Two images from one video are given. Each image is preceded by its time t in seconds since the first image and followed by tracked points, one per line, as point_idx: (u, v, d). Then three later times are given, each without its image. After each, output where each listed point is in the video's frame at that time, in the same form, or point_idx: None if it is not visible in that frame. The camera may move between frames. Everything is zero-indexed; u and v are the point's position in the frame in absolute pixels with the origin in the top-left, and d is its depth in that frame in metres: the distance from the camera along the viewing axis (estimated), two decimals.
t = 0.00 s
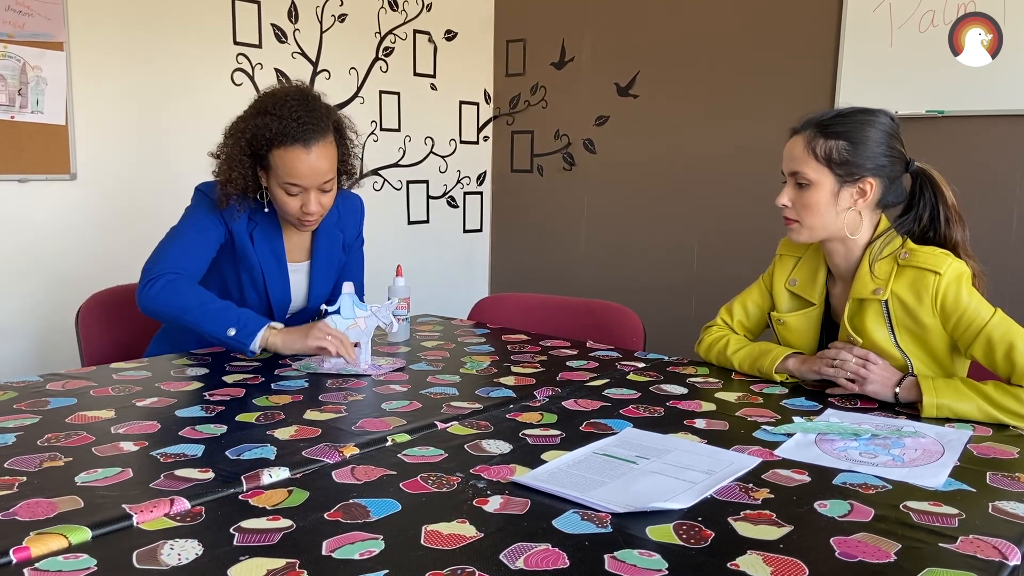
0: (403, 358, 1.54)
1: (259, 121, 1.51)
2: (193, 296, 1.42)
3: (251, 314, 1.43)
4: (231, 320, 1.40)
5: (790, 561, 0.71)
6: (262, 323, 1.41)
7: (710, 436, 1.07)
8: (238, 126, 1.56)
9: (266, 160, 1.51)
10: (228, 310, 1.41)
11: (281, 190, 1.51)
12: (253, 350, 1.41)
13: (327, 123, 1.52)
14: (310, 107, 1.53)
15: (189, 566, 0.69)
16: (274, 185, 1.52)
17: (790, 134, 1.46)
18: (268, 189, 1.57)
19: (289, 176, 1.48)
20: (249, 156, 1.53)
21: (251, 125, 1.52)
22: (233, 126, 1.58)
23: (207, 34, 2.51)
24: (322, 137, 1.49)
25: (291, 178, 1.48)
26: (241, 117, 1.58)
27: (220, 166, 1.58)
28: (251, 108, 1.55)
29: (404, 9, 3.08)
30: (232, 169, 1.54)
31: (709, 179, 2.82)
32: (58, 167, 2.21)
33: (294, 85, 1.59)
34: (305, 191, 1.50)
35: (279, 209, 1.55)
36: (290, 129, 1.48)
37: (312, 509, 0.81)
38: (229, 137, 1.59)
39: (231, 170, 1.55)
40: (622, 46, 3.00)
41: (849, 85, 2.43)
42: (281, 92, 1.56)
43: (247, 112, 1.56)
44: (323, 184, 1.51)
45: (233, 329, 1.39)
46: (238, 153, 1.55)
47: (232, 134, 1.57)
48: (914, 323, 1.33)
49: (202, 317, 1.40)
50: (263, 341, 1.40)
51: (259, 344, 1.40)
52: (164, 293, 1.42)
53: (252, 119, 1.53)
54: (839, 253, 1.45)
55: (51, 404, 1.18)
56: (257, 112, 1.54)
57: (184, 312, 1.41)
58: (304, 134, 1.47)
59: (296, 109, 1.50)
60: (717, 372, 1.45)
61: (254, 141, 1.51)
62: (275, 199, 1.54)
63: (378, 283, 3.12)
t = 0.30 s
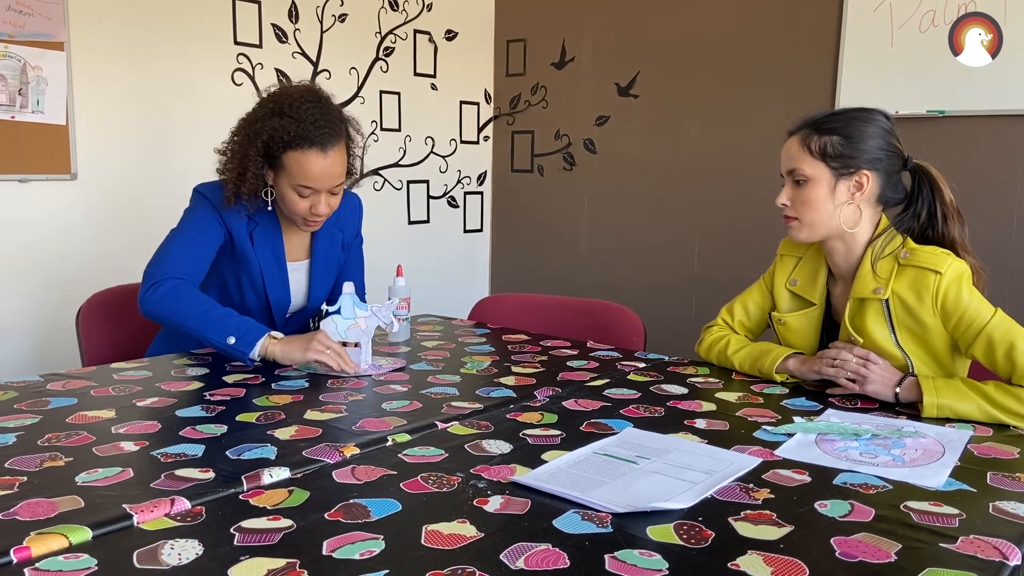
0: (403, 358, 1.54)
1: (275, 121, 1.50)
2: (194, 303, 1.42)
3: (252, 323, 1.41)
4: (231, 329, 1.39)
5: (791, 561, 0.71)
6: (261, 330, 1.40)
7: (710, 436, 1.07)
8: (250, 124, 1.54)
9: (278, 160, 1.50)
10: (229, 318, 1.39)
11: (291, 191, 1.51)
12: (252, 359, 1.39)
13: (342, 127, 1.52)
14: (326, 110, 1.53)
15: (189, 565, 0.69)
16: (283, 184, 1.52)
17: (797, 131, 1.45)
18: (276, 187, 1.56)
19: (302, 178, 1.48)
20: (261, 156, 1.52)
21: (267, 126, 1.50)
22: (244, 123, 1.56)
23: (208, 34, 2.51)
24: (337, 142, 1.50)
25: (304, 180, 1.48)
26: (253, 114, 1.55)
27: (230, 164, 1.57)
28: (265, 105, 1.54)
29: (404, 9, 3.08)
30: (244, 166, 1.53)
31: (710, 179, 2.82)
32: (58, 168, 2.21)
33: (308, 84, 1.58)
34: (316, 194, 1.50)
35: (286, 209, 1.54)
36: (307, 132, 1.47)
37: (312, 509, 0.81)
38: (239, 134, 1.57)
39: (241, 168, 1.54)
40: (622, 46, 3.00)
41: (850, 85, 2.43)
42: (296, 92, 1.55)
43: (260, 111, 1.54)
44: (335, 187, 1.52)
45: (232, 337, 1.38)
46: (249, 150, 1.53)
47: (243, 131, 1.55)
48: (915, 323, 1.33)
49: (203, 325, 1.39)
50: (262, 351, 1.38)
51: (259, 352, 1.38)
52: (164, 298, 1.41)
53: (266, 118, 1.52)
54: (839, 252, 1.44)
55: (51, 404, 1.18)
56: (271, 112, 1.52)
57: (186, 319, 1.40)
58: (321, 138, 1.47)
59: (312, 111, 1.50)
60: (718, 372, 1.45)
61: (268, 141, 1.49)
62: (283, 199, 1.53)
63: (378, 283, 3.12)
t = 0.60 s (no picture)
0: (404, 358, 1.54)
1: (296, 110, 1.53)
2: (197, 299, 1.41)
3: (255, 320, 1.40)
4: (234, 327, 1.38)
5: (792, 562, 0.71)
6: (264, 328, 1.39)
7: (711, 436, 1.07)
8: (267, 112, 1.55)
9: (299, 149, 1.53)
10: (232, 317, 1.39)
11: (311, 179, 1.54)
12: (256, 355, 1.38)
13: (360, 119, 1.59)
14: (342, 100, 1.58)
15: (189, 566, 0.69)
16: (302, 173, 1.54)
17: (797, 130, 1.45)
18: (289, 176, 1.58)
19: (326, 167, 1.52)
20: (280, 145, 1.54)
21: (289, 115, 1.53)
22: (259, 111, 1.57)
23: (209, 34, 2.51)
24: (357, 132, 1.56)
25: (326, 169, 1.53)
26: (268, 103, 1.57)
27: (247, 154, 1.57)
28: (281, 94, 1.56)
29: (405, 10, 3.08)
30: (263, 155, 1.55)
31: (711, 180, 2.82)
32: (60, 167, 2.22)
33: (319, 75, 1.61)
34: (335, 181, 1.55)
35: (301, 197, 1.57)
36: (333, 121, 1.52)
37: (312, 509, 0.81)
38: (253, 123, 1.58)
39: (258, 157, 1.55)
40: (623, 46, 3.00)
41: (851, 84, 2.43)
42: (311, 82, 1.58)
43: (277, 99, 1.56)
44: (351, 175, 1.57)
45: (236, 337, 1.37)
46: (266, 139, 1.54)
47: (258, 120, 1.57)
48: (916, 323, 1.33)
49: (203, 322, 1.39)
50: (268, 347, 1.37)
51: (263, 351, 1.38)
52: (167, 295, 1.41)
53: (287, 107, 1.54)
54: (839, 251, 1.44)
55: (52, 404, 1.18)
56: (289, 102, 1.55)
57: (190, 321, 1.40)
58: (344, 128, 1.53)
59: (333, 101, 1.54)
60: (718, 372, 1.44)
61: (291, 130, 1.51)
62: (299, 187, 1.56)
63: (379, 283, 3.12)
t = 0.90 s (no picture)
0: (405, 358, 1.54)
1: (317, 98, 1.60)
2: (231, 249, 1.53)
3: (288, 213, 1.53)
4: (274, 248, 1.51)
5: (793, 562, 0.71)
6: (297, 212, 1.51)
7: (712, 436, 1.07)
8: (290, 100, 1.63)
9: (317, 135, 1.59)
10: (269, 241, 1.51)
11: (328, 164, 1.59)
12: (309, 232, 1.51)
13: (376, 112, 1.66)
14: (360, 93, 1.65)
15: (191, 565, 0.69)
16: (319, 158, 1.60)
17: (798, 128, 1.45)
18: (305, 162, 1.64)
19: (343, 151, 1.57)
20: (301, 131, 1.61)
21: (311, 101, 1.60)
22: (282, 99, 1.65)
23: (210, 34, 2.51)
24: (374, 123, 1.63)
25: (343, 154, 1.58)
26: (291, 93, 1.65)
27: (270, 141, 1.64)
28: (303, 85, 1.64)
29: (406, 10, 3.08)
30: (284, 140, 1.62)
31: (712, 180, 2.82)
32: (61, 167, 2.22)
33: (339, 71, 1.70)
34: (352, 168, 1.60)
35: (317, 183, 1.62)
36: (352, 109, 1.59)
37: (314, 509, 0.81)
38: (276, 111, 1.65)
39: (281, 142, 1.63)
40: (624, 46, 3.01)
41: (852, 84, 2.43)
42: (331, 76, 1.66)
43: (300, 88, 1.63)
44: (366, 164, 1.62)
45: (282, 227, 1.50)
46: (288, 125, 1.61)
47: (280, 107, 1.64)
48: (918, 323, 1.33)
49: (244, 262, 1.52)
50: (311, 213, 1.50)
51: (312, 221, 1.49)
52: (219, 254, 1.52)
53: (308, 95, 1.62)
54: (840, 250, 1.44)
55: (53, 404, 1.18)
56: (312, 91, 1.63)
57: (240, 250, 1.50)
58: (363, 117, 1.60)
59: (353, 93, 1.62)
60: (719, 372, 1.44)
61: (311, 115, 1.58)
62: (316, 173, 1.61)
63: (380, 283, 3.12)
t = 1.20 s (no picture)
0: (406, 358, 1.54)
1: (335, 92, 1.60)
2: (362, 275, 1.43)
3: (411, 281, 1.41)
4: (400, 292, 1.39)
5: (795, 562, 0.71)
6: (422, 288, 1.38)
7: (713, 436, 1.07)
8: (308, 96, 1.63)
9: (335, 129, 1.59)
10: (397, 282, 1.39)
11: (346, 157, 1.60)
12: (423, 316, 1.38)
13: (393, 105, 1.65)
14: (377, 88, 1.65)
15: (192, 564, 0.69)
16: (337, 152, 1.60)
17: (802, 127, 1.45)
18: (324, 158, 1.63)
19: (360, 143, 1.57)
20: (319, 125, 1.61)
21: (327, 97, 1.60)
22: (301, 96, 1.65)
23: (212, 34, 2.52)
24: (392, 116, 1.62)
25: (361, 146, 1.58)
26: (309, 90, 1.65)
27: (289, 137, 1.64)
28: (320, 81, 1.64)
29: (408, 9, 3.08)
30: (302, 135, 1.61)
31: (713, 180, 2.81)
32: (63, 167, 2.22)
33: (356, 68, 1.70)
34: (370, 160, 1.61)
35: (337, 177, 1.63)
36: (368, 102, 1.59)
37: (315, 508, 0.81)
38: (295, 108, 1.66)
39: (297, 137, 1.62)
40: (625, 46, 3.00)
41: (854, 84, 2.43)
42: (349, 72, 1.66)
43: (317, 85, 1.64)
44: (385, 156, 1.63)
45: (400, 303, 1.38)
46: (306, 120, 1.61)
47: (300, 105, 1.65)
48: (920, 323, 1.33)
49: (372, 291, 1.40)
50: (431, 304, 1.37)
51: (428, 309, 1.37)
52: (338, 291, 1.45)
53: (326, 90, 1.62)
54: (843, 250, 1.44)
55: (55, 404, 1.18)
56: (329, 86, 1.62)
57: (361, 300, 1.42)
58: (380, 109, 1.60)
59: (371, 87, 1.62)
60: (721, 372, 1.44)
61: (328, 110, 1.58)
62: (335, 167, 1.62)
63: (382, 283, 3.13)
